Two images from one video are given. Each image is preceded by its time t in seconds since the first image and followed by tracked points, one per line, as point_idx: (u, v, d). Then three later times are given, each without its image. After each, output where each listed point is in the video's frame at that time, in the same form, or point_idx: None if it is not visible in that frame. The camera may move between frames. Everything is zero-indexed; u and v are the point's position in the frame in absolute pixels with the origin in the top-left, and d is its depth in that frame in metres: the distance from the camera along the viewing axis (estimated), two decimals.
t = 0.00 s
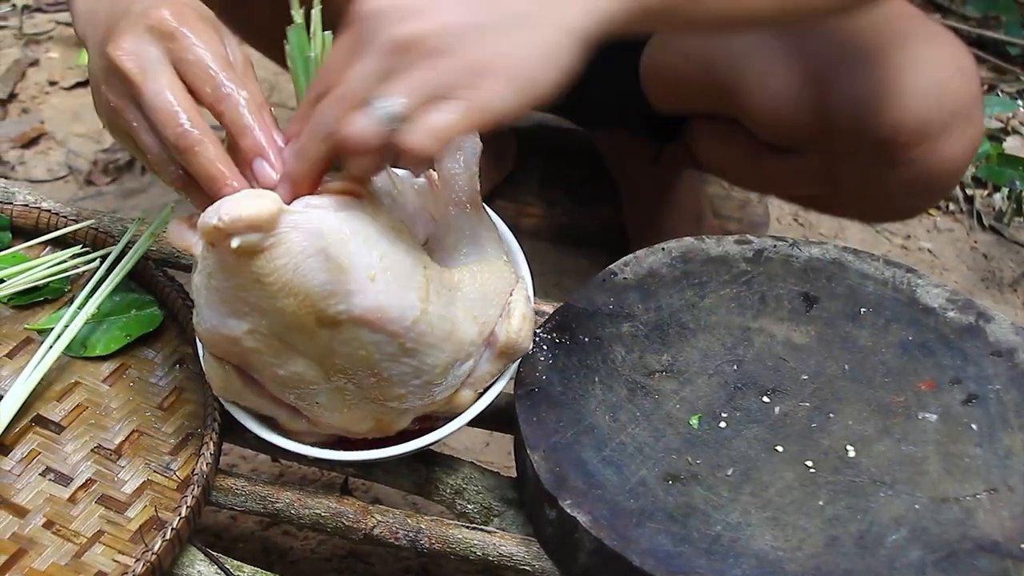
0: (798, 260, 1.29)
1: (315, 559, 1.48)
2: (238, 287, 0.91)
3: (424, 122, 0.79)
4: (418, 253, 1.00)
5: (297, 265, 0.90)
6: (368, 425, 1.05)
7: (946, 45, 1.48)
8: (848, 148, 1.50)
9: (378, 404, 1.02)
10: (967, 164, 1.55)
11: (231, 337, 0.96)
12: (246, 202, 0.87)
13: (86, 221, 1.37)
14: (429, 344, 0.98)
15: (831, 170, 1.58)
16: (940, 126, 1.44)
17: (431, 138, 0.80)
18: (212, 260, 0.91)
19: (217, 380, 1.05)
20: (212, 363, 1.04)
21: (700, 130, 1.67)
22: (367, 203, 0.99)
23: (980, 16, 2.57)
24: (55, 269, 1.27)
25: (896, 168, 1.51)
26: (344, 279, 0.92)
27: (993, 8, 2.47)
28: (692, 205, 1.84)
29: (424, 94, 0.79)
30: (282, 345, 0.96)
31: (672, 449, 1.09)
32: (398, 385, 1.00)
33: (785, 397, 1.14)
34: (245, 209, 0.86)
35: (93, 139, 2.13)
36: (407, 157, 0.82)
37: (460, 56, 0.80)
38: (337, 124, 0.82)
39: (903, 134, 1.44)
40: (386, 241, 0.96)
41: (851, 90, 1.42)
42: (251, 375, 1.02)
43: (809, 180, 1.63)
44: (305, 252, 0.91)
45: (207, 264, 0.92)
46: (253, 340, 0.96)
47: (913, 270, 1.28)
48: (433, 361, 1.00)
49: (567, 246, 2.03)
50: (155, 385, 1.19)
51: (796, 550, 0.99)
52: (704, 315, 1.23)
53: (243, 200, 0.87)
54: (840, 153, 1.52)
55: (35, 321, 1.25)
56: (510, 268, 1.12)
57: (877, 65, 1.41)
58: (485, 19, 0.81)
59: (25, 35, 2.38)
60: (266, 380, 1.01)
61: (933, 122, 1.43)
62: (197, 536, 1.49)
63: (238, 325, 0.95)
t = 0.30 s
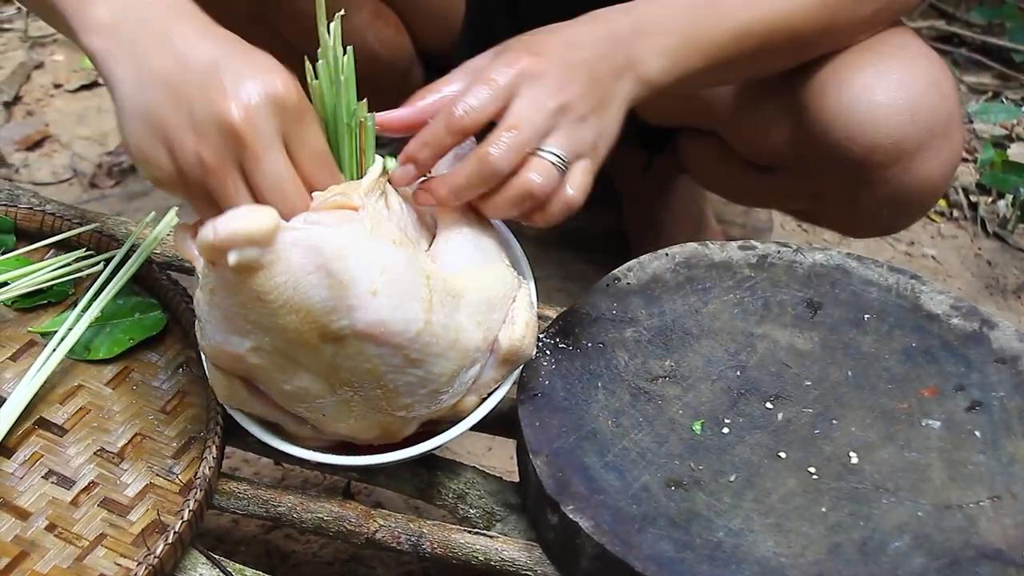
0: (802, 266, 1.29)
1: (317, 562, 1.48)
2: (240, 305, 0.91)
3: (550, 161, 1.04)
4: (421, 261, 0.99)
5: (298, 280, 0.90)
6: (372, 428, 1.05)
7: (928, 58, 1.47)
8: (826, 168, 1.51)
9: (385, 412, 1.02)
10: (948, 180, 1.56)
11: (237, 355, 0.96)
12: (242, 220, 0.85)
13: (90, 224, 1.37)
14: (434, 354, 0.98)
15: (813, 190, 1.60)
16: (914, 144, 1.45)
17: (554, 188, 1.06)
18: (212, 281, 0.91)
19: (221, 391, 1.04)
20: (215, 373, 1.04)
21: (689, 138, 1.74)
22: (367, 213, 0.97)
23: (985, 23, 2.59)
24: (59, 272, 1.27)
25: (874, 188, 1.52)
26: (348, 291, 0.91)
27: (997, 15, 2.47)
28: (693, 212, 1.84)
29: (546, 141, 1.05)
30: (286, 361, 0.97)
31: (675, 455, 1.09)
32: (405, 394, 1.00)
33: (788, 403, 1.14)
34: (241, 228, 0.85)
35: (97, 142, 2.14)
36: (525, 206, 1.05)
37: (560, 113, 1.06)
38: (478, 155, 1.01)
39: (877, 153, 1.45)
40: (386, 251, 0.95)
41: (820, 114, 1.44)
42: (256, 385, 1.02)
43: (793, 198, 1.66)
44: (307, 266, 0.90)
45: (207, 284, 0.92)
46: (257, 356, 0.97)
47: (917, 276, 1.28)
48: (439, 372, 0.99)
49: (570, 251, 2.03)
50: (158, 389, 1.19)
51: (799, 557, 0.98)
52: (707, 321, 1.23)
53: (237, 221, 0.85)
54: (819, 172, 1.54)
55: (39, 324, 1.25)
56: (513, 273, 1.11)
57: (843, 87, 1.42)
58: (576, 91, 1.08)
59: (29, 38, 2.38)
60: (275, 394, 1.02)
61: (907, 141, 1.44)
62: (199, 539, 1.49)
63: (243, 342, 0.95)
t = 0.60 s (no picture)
0: (805, 268, 1.29)
1: (319, 564, 1.48)
2: (253, 256, 0.93)
3: (531, 172, 1.03)
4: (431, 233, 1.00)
5: (310, 225, 0.92)
6: (373, 425, 1.05)
7: (925, 69, 1.48)
8: (824, 176, 1.53)
9: (388, 397, 1.02)
10: (945, 189, 1.57)
11: (240, 321, 0.96)
12: (271, 154, 0.90)
13: (92, 225, 1.37)
14: (438, 327, 0.98)
15: (812, 197, 1.62)
16: (909, 154, 1.47)
17: (535, 198, 1.04)
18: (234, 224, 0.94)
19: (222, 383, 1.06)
20: (222, 361, 1.05)
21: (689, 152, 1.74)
22: (382, 178, 0.98)
23: (988, 26, 2.60)
24: (62, 273, 1.27)
25: (870, 195, 1.53)
26: (356, 246, 0.92)
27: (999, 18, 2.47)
28: (695, 212, 1.84)
29: (530, 152, 1.03)
30: (294, 327, 0.96)
31: (678, 457, 1.09)
32: (407, 370, 0.99)
33: (790, 406, 1.14)
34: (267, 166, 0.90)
35: (100, 144, 2.14)
36: (503, 214, 1.02)
37: (549, 126, 1.04)
38: (454, 157, 0.99)
39: (873, 165, 1.47)
40: (399, 215, 0.96)
41: (818, 124, 1.46)
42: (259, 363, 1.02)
43: (794, 203, 1.68)
44: (320, 218, 0.92)
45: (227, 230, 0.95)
46: (264, 321, 0.96)
47: (920, 278, 1.28)
48: (442, 350, 0.99)
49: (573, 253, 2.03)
50: (161, 390, 1.19)
51: (801, 559, 0.98)
52: (709, 322, 1.23)
53: (272, 152, 0.91)
54: (817, 179, 1.56)
55: (41, 326, 1.25)
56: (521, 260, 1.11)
57: (839, 100, 1.44)
58: (572, 107, 1.07)
59: (33, 40, 2.39)
60: (277, 370, 1.01)
61: (902, 152, 1.46)
62: (201, 541, 1.49)
63: (250, 302, 0.95)
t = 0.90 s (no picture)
0: (807, 269, 1.29)
1: (320, 565, 1.48)
2: (238, 292, 0.92)
3: (504, 169, 0.99)
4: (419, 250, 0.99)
5: (295, 265, 0.90)
6: (374, 430, 1.05)
7: (911, 84, 1.48)
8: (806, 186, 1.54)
9: (387, 408, 1.02)
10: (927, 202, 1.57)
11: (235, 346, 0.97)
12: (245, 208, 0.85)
13: (93, 226, 1.37)
14: (430, 347, 0.98)
15: (797, 206, 1.63)
16: (890, 167, 1.47)
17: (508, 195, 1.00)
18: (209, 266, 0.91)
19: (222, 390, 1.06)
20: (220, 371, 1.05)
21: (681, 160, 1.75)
22: (364, 202, 0.97)
23: (989, 27, 2.60)
24: (63, 274, 1.27)
25: (853, 208, 1.54)
26: (346, 276, 0.92)
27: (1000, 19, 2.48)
28: (696, 214, 1.84)
29: (510, 146, 0.99)
30: (288, 353, 0.97)
31: (679, 458, 1.09)
32: (403, 387, 1.00)
33: (792, 406, 1.14)
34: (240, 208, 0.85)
35: (101, 145, 2.14)
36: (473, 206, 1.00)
37: (533, 121, 0.99)
38: (432, 142, 0.97)
39: (854, 177, 1.47)
40: (384, 237, 0.95)
41: (802, 135, 1.47)
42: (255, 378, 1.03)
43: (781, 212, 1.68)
44: (306, 253, 0.91)
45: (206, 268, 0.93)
46: (256, 346, 0.96)
47: (921, 280, 1.28)
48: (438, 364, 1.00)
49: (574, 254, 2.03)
50: (162, 391, 1.19)
51: (803, 560, 0.98)
52: (710, 324, 1.23)
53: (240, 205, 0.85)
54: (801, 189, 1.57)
55: (42, 326, 1.25)
56: (515, 270, 1.12)
57: (822, 112, 1.45)
58: (562, 100, 1.02)
59: (34, 41, 2.39)
60: (275, 387, 1.01)
61: (883, 164, 1.46)
62: (202, 542, 1.49)
63: (240, 329, 0.95)
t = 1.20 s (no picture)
0: (805, 270, 1.29)
1: (319, 566, 1.48)
2: (240, 287, 0.93)
3: (471, 177, 0.99)
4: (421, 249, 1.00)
5: (296, 259, 0.92)
6: (373, 431, 1.04)
7: (893, 85, 1.48)
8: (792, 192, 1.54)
9: (385, 408, 1.02)
10: (915, 207, 1.56)
11: (234, 343, 0.97)
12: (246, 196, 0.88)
13: (92, 227, 1.37)
14: (429, 347, 0.98)
15: (786, 211, 1.63)
16: (874, 174, 1.46)
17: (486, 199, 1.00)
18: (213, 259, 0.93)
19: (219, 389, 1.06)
20: (218, 372, 1.05)
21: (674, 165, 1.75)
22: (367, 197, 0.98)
23: (987, 28, 2.60)
24: (61, 276, 1.27)
25: (839, 217, 1.53)
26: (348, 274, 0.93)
27: (998, 20, 2.48)
28: (694, 215, 1.84)
29: (464, 151, 0.99)
30: (286, 348, 0.97)
31: (678, 458, 1.09)
32: (402, 387, 1.00)
33: (790, 407, 1.14)
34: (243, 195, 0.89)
35: (100, 146, 2.14)
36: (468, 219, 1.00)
37: (479, 121, 1.00)
38: (395, 173, 0.97)
39: (838, 183, 1.47)
40: (388, 236, 0.96)
41: (789, 136, 1.48)
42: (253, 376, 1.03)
43: (772, 216, 1.68)
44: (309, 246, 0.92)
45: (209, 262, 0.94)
46: (256, 342, 0.97)
47: (919, 280, 1.28)
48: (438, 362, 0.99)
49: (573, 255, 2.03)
50: (160, 393, 1.19)
51: (802, 561, 0.98)
52: (709, 324, 1.23)
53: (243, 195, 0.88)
54: (790, 194, 1.57)
55: (41, 327, 1.25)
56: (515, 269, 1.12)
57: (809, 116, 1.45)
58: (502, 90, 1.02)
59: (32, 42, 2.39)
60: (273, 386, 1.02)
61: (867, 170, 1.46)
62: (201, 543, 1.48)
63: (240, 325, 0.96)
